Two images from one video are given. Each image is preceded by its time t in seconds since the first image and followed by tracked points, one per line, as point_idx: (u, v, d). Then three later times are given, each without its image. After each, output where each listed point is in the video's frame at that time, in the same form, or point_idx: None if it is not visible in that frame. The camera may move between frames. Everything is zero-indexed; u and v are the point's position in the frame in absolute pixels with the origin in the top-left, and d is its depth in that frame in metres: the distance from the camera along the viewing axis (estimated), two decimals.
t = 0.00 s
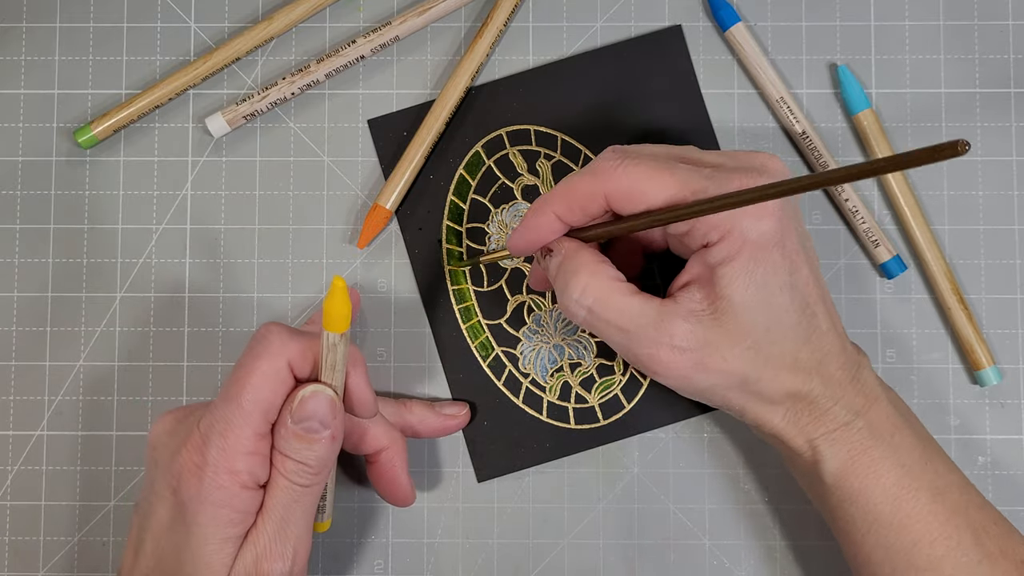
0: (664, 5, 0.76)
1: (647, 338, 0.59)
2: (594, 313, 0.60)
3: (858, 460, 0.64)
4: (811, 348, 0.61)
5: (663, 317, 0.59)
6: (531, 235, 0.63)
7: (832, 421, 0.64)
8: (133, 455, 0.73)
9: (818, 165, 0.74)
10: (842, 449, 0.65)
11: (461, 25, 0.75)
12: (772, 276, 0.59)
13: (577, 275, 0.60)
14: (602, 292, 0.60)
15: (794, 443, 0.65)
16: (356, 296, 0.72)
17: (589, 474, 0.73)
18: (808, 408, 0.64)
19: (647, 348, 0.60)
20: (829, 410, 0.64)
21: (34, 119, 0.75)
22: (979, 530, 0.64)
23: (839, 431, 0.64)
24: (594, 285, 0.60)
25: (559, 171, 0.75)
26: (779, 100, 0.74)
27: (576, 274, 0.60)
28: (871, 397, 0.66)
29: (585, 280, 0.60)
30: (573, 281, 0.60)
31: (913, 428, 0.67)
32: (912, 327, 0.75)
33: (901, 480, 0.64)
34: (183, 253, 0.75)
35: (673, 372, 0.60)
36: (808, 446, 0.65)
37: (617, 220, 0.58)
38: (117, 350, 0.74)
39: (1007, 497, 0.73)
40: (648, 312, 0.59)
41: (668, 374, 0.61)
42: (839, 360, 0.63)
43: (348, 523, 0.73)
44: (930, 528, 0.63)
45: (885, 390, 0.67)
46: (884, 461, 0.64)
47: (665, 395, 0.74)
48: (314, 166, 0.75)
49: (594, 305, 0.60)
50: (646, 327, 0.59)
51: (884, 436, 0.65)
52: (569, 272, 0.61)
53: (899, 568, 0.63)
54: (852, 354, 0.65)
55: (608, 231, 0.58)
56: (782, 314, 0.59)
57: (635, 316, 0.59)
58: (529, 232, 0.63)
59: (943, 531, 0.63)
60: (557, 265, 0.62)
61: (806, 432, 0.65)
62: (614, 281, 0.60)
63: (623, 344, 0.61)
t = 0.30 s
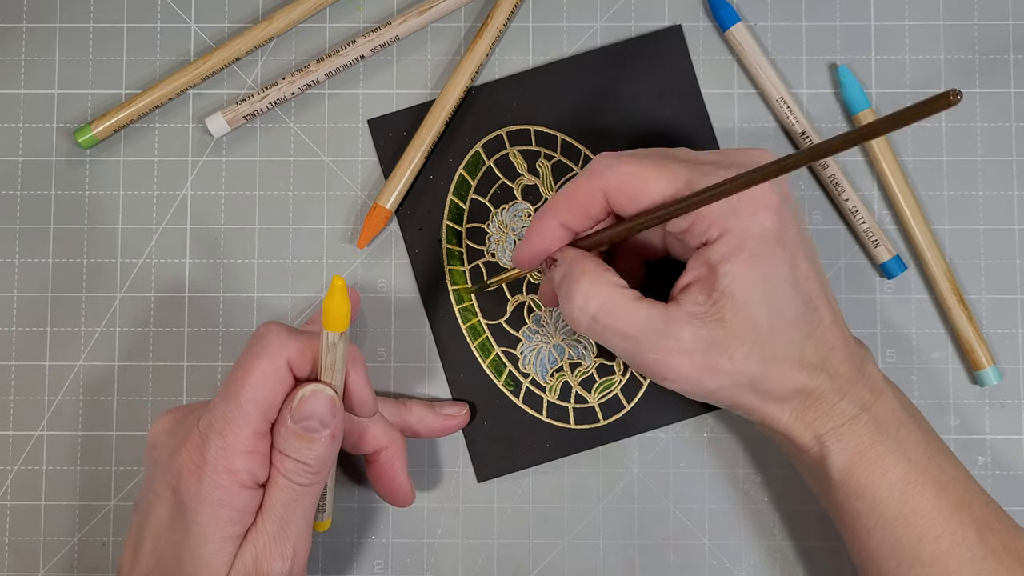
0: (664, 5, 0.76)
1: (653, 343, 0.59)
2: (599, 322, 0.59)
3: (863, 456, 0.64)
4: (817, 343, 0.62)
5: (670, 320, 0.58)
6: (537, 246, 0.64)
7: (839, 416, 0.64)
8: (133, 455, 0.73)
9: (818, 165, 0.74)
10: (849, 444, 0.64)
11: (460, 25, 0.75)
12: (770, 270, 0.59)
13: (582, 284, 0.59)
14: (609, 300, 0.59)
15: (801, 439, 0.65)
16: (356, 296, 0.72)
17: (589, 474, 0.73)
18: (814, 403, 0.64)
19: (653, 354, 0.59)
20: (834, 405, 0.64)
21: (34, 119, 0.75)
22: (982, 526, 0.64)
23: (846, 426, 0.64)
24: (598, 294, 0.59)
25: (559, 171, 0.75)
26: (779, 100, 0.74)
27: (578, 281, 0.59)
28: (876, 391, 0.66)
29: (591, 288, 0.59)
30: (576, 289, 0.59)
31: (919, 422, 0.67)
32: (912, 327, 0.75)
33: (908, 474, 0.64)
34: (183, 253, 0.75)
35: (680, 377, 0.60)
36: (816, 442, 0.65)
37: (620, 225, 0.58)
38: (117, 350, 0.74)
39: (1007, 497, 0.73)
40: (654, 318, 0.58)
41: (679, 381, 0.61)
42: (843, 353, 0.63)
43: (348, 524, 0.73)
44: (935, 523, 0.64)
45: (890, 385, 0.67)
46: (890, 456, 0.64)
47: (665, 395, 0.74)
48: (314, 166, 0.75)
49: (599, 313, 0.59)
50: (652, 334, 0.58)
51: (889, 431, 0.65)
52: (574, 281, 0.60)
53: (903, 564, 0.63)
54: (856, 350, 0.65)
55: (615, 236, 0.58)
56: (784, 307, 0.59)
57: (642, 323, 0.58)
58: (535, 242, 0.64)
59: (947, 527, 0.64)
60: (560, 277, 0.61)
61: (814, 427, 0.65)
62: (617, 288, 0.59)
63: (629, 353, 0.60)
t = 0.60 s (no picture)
0: (664, 5, 0.76)
1: (676, 353, 0.58)
2: (618, 343, 0.58)
3: (869, 454, 0.64)
4: (819, 341, 0.62)
5: (688, 327, 0.58)
6: (551, 292, 0.66)
7: (845, 414, 0.64)
8: (133, 455, 0.73)
9: (818, 165, 0.74)
10: (856, 442, 0.64)
11: (460, 25, 0.75)
12: (775, 272, 0.59)
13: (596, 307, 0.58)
14: (626, 318, 0.58)
15: (809, 441, 0.65)
16: (356, 296, 0.72)
17: (589, 474, 0.73)
18: (821, 401, 0.64)
19: (679, 362, 0.58)
20: (841, 404, 0.64)
21: (34, 119, 0.75)
22: (985, 525, 0.64)
23: (853, 424, 0.64)
24: (609, 313, 0.58)
25: (559, 171, 0.75)
26: (779, 100, 0.74)
27: (589, 305, 0.59)
28: (882, 389, 0.66)
29: (605, 307, 0.58)
30: (588, 314, 0.58)
31: (924, 420, 0.67)
32: (912, 327, 0.75)
33: (912, 473, 0.64)
34: (183, 253, 0.75)
35: (705, 384, 0.59)
36: (823, 441, 0.65)
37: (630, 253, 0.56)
38: (117, 350, 0.74)
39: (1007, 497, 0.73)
40: (671, 328, 0.58)
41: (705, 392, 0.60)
42: (846, 351, 0.64)
43: (347, 524, 0.73)
44: (938, 522, 0.64)
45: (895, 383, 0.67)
46: (896, 454, 0.65)
47: (665, 394, 0.74)
48: (314, 166, 0.75)
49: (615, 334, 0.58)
50: (675, 342, 0.58)
51: (895, 428, 0.65)
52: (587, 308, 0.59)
53: (907, 562, 0.63)
54: (859, 347, 0.65)
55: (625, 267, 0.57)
56: (790, 308, 0.59)
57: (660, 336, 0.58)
58: (550, 289, 0.66)
59: (950, 525, 0.64)
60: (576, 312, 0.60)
61: (822, 427, 0.64)
62: (630, 303, 0.58)
63: (653, 372, 0.59)
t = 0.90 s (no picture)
0: (663, 5, 0.76)
1: (650, 344, 0.59)
2: (596, 323, 0.59)
3: (862, 455, 0.64)
4: (815, 343, 0.61)
5: (668, 322, 0.58)
6: (535, 244, 0.64)
7: (839, 417, 0.64)
8: (133, 455, 0.73)
9: (818, 165, 0.74)
10: (848, 445, 0.64)
11: (460, 25, 0.75)
12: (769, 272, 0.59)
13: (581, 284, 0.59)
14: (606, 303, 0.59)
15: (801, 441, 0.65)
16: (356, 296, 0.72)
17: (589, 474, 0.73)
18: (814, 404, 0.64)
19: (650, 356, 0.59)
20: (834, 406, 0.64)
21: (34, 119, 0.75)
22: (984, 527, 0.64)
23: (845, 427, 0.64)
24: (595, 294, 0.59)
25: (559, 172, 0.75)
26: (779, 100, 0.74)
27: (577, 282, 0.59)
28: (876, 394, 0.66)
29: (588, 290, 0.59)
30: (575, 289, 0.59)
31: (919, 423, 0.67)
32: (912, 327, 0.75)
33: (908, 475, 0.64)
34: (183, 253, 0.75)
35: (678, 377, 0.60)
36: (815, 442, 0.65)
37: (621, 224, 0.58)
38: (117, 350, 0.74)
39: (1007, 497, 0.73)
40: (651, 320, 0.58)
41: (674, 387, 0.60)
42: (843, 354, 0.63)
43: (347, 524, 0.73)
44: (937, 523, 0.64)
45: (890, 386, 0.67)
46: (890, 457, 0.64)
47: (665, 395, 0.74)
48: (314, 166, 0.75)
49: (595, 314, 0.59)
50: (651, 336, 0.58)
51: (890, 431, 0.65)
52: (571, 284, 0.60)
53: (906, 563, 0.63)
54: (857, 350, 0.65)
55: (612, 235, 0.59)
56: (781, 309, 0.59)
57: (636, 327, 0.58)
58: (534, 239, 0.64)
59: (949, 526, 0.64)
60: (561, 276, 0.61)
61: (813, 428, 0.64)
62: (617, 289, 0.59)
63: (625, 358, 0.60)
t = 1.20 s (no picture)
0: (663, 5, 0.76)
1: (667, 371, 0.57)
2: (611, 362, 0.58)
3: (869, 453, 0.64)
4: (814, 343, 0.61)
5: (680, 343, 0.57)
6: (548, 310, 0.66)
7: (845, 414, 0.64)
8: (134, 455, 0.73)
9: (818, 165, 0.74)
10: (855, 441, 0.64)
11: (460, 25, 0.75)
12: (762, 276, 0.59)
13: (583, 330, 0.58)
14: (615, 337, 0.57)
15: (808, 441, 0.65)
16: (356, 296, 0.72)
17: (589, 474, 0.73)
18: (820, 404, 0.63)
19: (670, 380, 0.58)
20: (840, 404, 0.64)
21: (34, 119, 0.75)
22: (987, 524, 0.64)
23: (852, 424, 0.64)
24: (601, 332, 0.58)
25: (559, 172, 0.75)
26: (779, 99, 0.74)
27: (582, 325, 0.58)
28: (880, 388, 0.65)
29: (594, 326, 0.58)
30: (580, 333, 0.58)
31: (923, 419, 0.67)
32: (912, 327, 0.75)
33: (912, 472, 0.64)
34: (183, 253, 0.75)
35: (701, 400, 0.58)
36: (822, 442, 0.65)
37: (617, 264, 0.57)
38: (117, 350, 0.74)
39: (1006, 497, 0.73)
40: (662, 346, 0.57)
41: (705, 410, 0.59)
42: (842, 351, 0.63)
43: (347, 524, 0.73)
44: (939, 520, 0.64)
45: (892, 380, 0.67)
46: (895, 453, 0.64)
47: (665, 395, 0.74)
48: (314, 166, 0.75)
49: (607, 353, 0.58)
50: (666, 362, 0.57)
51: (895, 427, 0.65)
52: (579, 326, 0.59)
53: (909, 560, 0.63)
54: (859, 347, 0.65)
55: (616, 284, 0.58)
56: (780, 311, 0.59)
57: (649, 352, 0.57)
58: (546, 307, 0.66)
59: (951, 524, 0.64)
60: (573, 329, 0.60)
61: (821, 428, 0.64)
62: (623, 323, 0.58)
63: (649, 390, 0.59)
